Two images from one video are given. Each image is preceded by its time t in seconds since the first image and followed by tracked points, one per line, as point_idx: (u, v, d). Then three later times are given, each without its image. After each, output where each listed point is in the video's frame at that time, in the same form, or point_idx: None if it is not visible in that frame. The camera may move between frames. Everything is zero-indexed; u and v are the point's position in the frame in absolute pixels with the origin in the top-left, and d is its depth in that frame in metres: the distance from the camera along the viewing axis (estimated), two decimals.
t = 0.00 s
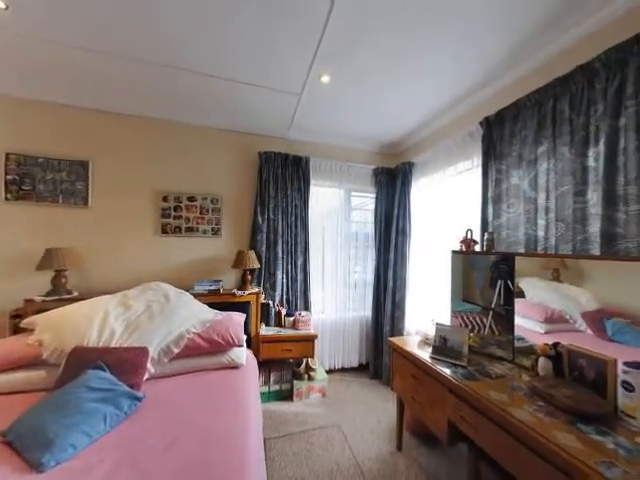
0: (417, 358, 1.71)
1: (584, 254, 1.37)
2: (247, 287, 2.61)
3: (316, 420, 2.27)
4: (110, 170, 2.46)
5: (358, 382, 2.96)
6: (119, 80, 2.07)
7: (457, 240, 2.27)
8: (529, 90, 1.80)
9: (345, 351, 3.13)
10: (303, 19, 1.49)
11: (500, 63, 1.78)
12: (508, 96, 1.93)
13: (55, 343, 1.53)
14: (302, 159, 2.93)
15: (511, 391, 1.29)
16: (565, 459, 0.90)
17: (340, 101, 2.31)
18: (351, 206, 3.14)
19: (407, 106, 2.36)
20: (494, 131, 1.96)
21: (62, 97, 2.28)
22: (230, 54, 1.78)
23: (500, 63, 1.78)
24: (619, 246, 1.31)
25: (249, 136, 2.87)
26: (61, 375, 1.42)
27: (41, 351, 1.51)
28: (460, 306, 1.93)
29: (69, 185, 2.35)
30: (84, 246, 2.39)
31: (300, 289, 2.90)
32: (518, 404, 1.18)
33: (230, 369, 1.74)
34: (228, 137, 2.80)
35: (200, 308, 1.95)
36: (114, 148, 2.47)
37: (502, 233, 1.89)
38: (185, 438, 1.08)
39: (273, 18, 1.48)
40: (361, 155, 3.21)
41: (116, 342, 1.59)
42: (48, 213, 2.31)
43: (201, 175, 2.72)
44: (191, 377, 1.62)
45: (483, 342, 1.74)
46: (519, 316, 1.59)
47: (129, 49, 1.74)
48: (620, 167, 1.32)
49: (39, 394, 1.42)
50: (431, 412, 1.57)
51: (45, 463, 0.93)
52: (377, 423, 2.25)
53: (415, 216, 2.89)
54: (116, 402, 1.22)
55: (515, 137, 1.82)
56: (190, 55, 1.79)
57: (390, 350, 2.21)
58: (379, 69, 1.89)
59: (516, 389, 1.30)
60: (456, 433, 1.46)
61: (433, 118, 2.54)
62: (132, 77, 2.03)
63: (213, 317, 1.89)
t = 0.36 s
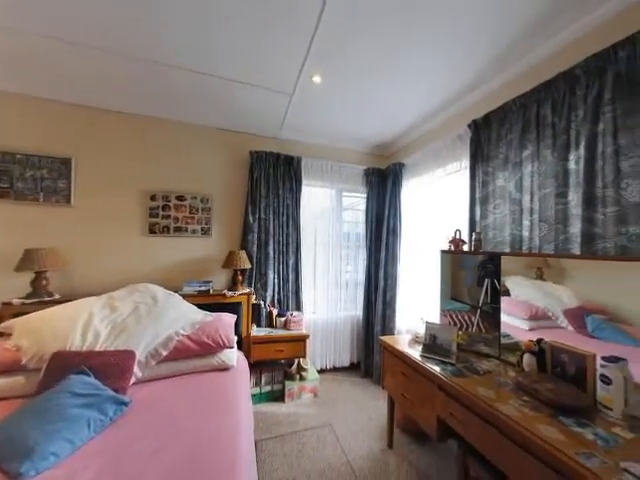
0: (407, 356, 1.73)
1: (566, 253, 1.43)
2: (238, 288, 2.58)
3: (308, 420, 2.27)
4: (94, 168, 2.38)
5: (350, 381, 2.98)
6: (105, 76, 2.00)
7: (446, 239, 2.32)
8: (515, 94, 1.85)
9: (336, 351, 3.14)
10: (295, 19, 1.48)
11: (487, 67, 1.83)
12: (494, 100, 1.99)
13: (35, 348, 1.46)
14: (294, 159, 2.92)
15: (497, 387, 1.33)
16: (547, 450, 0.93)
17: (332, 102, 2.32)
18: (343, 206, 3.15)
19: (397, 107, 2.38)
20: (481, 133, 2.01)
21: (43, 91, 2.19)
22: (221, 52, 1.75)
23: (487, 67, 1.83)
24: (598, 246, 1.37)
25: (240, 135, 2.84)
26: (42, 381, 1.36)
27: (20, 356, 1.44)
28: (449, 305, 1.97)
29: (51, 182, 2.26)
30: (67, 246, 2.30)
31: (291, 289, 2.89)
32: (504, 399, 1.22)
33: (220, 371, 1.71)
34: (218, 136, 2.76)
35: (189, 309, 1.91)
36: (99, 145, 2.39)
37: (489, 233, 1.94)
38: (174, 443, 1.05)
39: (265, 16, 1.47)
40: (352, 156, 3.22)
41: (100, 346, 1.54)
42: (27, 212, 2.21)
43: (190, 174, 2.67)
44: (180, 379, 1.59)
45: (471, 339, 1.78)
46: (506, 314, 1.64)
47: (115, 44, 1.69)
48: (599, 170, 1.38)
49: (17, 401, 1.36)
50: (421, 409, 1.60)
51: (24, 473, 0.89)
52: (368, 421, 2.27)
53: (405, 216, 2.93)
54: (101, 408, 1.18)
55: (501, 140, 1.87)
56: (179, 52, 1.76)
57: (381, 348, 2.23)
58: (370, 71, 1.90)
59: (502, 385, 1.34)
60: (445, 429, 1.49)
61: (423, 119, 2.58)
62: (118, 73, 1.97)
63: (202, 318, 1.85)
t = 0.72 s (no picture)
0: (398, 355, 1.76)
1: (548, 253, 1.48)
2: (229, 289, 2.55)
3: (300, 420, 2.26)
4: (77, 165, 2.30)
5: (341, 381, 2.99)
6: (88, 70, 1.93)
7: (436, 239, 2.36)
8: (500, 99, 1.91)
9: (328, 351, 3.15)
10: (286, 18, 1.47)
11: (475, 71, 1.88)
12: (482, 103, 2.04)
13: (13, 353, 1.40)
14: (285, 158, 2.90)
15: (484, 383, 1.36)
16: (530, 442, 0.97)
17: (323, 102, 2.32)
18: (334, 206, 3.16)
19: (388, 109, 2.41)
20: (469, 136, 2.06)
21: (21, 84, 2.09)
22: (210, 48, 1.72)
23: (475, 71, 1.88)
24: (579, 246, 1.42)
25: (231, 134, 2.81)
26: (20, 388, 1.30)
27: None
28: (438, 304, 2.01)
29: (30, 180, 2.16)
30: (48, 247, 2.21)
31: (283, 289, 2.87)
32: (490, 395, 1.25)
33: (210, 373, 1.69)
34: (208, 134, 2.72)
35: (177, 311, 1.88)
36: (82, 142, 2.31)
37: (476, 233, 1.99)
38: (161, 448, 1.03)
39: (256, 14, 1.45)
40: (343, 156, 3.24)
41: (83, 350, 1.48)
42: (4, 211, 2.10)
43: (179, 172, 2.61)
44: (168, 383, 1.56)
45: (459, 337, 1.82)
46: (492, 312, 1.69)
47: (99, 37, 1.63)
48: (579, 173, 1.44)
49: None
50: (411, 406, 1.62)
51: None
52: (360, 420, 2.29)
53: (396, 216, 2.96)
54: (85, 414, 1.14)
55: (488, 143, 1.92)
56: (167, 47, 1.72)
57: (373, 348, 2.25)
58: (361, 72, 1.92)
59: (489, 381, 1.38)
60: (434, 426, 1.52)
61: (413, 121, 2.62)
62: (103, 67, 1.90)
63: (192, 320, 1.82)
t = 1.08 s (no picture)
0: (388, 353, 1.78)
1: (532, 252, 1.53)
2: (219, 289, 2.51)
3: (292, 421, 2.25)
4: (59, 162, 2.21)
5: (333, 380, 3.00)
6: (71, 64, 1.86)
7: (425, 239, 2.41)
8: (488, 102, 1.95)
9: (319, 350, 3.15)
10: (278, 17, 1.46)
11: (464, 74, 1.92)
12: (470, 107, 2.09)
13: None
14: (277, 158, 2.88)
15: (471, 379, 1.40)
16: (515, 436, 1.00)
17: (315, 102, 2.31)
18: (326, 206, 3.16)
19: (379, 110, 2.43)
20: (458, 138, 2.11)
21: None
22: (200, 45, 1.69)
23: (464, 74, 1.92)
24: (561, 245, 1.48)
25: (221, 132, 2.76)
26: None
27: None
28: (428, 302, 2.04)
29: (8, 177, 2.06)
30: (27, 247, 2.12)
31: (274, 290, 2.85)
32: (477, 391, 1.29)
33: (200, 376, 1.65)
34: (198, 132, 2.67)
35: (165, 313, 1.83)
36: (65, 138, 2.23)
37: (464, 233, 2.04)
38: (148, 453, 1.00)
39: (247, 12, 1.43)
40: (335, 156, 3.25)
41: (66, 354, 1.42)
42: None
43: (167, 171, 2.56)
44: (156, 386, 1.52)
45: (448, 335, 1.86)
46: (480, 310, 1.73)
47: (82, 31, 1.57)
48: (561, 175, 1.49)
49: None
50: (401, 404, 1.65)
51: None
52: (351, 419, 2.30)
53: (386, 216, 2.99)
54: (67, 421, 1.09)
55: (475, 145, 1.97)
56: (155, 43, 1.67)
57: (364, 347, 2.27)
58: (353, 72, 1.92)
59: (476, 377, 1.42)
60: (424, 423, 1.55)
61: (403, 123, 2.66)
62: (86, 61, 1.83)
63: (181, 322, 1.78)
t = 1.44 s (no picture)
0: (379, 352, 1.80)
1: (517, 252, 1.58)
2: (209, 290, 2.47)
3: (283, 422, 2.24)
4: (40, 159, 2.12)
5: (324, 380, 3.00)
6: (53, 57, 1.79)
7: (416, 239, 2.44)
8: (475, 106, 2.00)
9: (311, 350, 3.15)
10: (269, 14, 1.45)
11: (453, 78, 1.96)
12: (459, 109, 2.14)
13: None
14: (268, 157, 2.87)
15: (460, 376, 1.43)
16: (502, 430, 1.03)
17: (306, 102, 2.31)
18: (317, 206, 3.16)
19: (370, 111, 2.45)
20: (447, 140, 2.15)
21: None
22: (189, 41, 1.65)
23: (453, 78, 1.96)
24: (544, 246, 1.53)
25: (211, 130, 2.72)
26: None
27: None
28: (418, 301, 2.07)
29: None
30: (5, 247, 2.02)
31: (265, 290, 2.83)
32: (466, 387, 1.32)
33: (189, 378, 1.62)
34: (187, 130, 2.62)
35: (153, 315, 1.79)
36: (46, 134, 2.14)
37: (453, 234, 2.08)
38: (136, 459, 0.98)
39: (237, 8, 1.42)
40: (327, 157, 3.25)
41: (46, 359, 1.36)
42: None
43: (155, 169, 2.49)
44: (143, 390, 1.48)
45: (437, 333, 1.90)
46: (468, 308, 1.77)
47: (65, 23, 1.52)
48: (544, 178, 1.55)
49: None
50: (392, 402, 1.66)
51: None
52: (343, 419, 2.31)
53: (377, 216, 3.02)
54: (48, 429, 1.04)
55: (463, 147, 2.02)
56: (142, 38, 1.63)
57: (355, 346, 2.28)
58: (345, 73, 1.93)
59: (464, 374, 1.45)
60: (414, 420, 1.57)
61: (394, 124, 2.69)
62: (69, 55, 1.77)
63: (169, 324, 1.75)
